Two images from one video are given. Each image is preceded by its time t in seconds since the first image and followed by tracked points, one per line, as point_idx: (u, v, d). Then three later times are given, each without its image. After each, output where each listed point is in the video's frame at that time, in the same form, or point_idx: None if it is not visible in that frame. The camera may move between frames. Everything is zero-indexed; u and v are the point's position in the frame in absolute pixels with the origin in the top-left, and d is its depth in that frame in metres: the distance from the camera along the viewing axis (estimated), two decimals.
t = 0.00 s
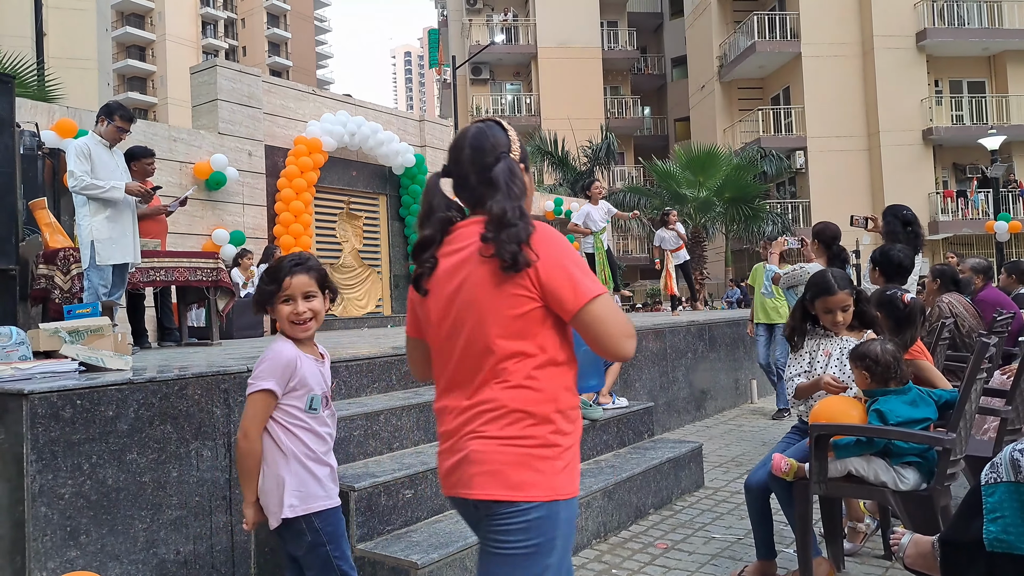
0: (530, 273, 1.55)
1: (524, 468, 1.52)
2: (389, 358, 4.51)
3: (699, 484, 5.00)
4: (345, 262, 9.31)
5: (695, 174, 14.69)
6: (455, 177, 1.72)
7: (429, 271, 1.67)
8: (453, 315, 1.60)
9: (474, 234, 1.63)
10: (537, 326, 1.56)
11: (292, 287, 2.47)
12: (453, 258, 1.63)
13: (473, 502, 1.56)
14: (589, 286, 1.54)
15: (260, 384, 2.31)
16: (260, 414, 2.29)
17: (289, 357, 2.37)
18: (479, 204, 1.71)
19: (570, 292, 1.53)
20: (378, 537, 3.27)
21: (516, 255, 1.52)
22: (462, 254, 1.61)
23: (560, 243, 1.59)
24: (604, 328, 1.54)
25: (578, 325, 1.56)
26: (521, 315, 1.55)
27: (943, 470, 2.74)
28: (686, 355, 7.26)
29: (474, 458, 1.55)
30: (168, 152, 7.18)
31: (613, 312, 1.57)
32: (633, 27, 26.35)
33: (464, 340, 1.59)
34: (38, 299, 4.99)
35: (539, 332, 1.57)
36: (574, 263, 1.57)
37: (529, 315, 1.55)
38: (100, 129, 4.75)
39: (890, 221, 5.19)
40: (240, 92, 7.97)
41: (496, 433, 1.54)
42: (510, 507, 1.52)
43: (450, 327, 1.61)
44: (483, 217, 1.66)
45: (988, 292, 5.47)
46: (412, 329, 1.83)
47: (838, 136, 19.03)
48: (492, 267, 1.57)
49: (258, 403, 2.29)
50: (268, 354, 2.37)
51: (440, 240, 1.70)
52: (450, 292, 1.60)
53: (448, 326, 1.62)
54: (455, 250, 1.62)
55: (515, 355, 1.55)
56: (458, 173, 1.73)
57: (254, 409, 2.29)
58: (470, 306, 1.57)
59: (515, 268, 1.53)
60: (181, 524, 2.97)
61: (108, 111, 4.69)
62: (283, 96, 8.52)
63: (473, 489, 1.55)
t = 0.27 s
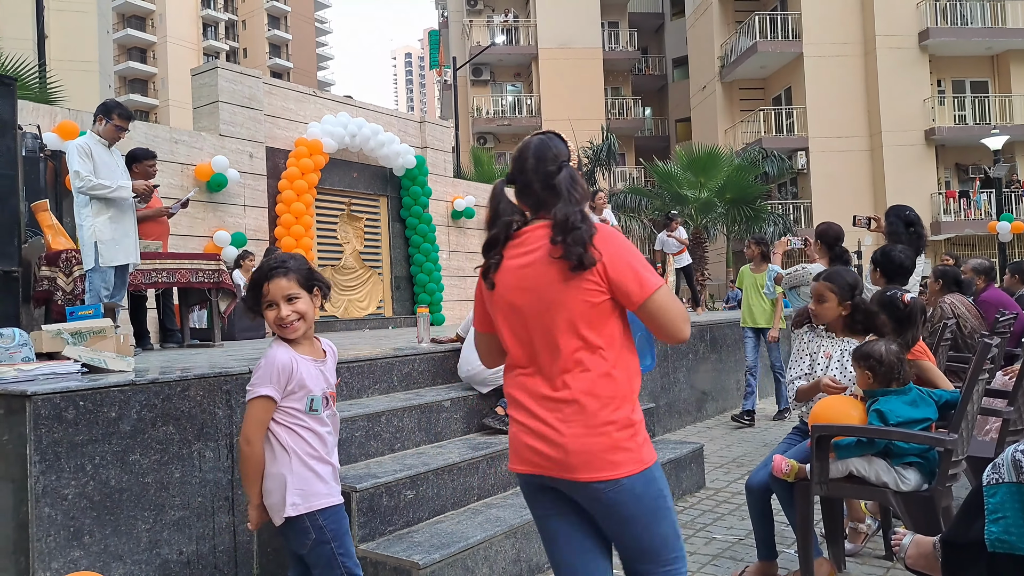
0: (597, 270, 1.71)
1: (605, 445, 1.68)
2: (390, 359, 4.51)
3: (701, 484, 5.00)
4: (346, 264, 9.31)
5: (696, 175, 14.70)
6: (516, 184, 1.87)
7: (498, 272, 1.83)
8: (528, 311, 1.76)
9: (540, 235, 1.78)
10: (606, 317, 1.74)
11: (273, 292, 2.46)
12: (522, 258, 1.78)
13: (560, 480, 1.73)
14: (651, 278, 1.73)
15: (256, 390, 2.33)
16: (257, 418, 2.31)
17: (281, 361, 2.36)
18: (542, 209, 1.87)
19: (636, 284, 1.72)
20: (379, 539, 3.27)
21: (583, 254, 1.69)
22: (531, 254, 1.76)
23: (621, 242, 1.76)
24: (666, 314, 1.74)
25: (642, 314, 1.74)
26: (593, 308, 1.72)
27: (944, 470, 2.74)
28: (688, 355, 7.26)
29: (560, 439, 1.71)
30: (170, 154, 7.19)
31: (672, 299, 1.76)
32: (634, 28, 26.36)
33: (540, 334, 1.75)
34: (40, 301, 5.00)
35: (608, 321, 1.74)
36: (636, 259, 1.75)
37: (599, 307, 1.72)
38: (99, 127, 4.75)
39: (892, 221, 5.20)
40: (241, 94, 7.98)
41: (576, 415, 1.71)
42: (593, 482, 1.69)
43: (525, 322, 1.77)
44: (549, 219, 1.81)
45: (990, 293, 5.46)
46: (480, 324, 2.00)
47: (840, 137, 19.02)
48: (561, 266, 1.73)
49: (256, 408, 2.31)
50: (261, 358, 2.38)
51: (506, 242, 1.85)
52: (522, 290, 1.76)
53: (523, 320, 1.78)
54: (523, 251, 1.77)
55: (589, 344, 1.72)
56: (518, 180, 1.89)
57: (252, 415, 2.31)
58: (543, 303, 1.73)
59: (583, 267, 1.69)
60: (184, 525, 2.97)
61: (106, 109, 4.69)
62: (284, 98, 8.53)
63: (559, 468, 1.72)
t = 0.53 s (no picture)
0: (647, 276, 1.89)
1: (657, 433, 1.86)
2: (388, 359, 4.50)
3: (700, 484, 4.98)
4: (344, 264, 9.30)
5: (695, 174, 14.59)
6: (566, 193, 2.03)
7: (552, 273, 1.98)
8: (586, 311, 1.91)
9: (593, 240, 1.95)
10: (653, 317, 1.92)
11: (286, 292, 2.44)
12: (578, 262, 1.94)
13: (613, 470, 1.88)
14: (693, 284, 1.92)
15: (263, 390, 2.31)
16: (262, 420, 2.29)
17: (288, 364, 2.35)
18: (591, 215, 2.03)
19: (680, 290, 1.90)
20: (378, 540, 3.26)
21: (638, 261, 1.86)
22: (586, 259, 1.92)
23: (667, 250, 1.94)
24: (705, 317, 1.93)
25: (683, 317, 1.93)
26: (645, 310, 1.89)
27: (943, 467, 2.73)
28: (687, 355, 7.25)
29: (615, 428, 1.86)
30: (166, 156, 7.17)
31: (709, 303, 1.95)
32: (631, 26, 26.34)
33: (596, 331, 1.91)
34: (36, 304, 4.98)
35: (655, 323, 1.93)
36: (678, 267, 1.93)
37: (649, 309, 1.90)
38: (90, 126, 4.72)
39: (890, 219, 5.19)
40: (237, 95, 7.96)
41: (631, 408, 1.87)
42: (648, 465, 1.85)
43: (581, 321, 1.93)
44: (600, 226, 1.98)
45: (988, 289, 5.45)
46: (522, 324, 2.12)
47: (838, 134, 19.02)
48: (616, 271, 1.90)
49: (262, 410, 2.29)
50: (268, 359, 2.36)
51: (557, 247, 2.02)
52: (580, 292, 1.92)
53: (580, 320, 1.93)
54: (579, 256, 1.93)
55: (641, 343, 1.90)
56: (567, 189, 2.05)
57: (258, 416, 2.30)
58: (602, 304, 1.89)
59: (638, 273, 1.86)
60: (182, 528, 2.96)
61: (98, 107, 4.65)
62: (280, 98, 8.51)
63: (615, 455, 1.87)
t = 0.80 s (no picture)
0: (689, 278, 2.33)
1: (686, 409, 2.30)
2: (389, 358, 4.50)
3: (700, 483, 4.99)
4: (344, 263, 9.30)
5: (695, 174, 14.57)
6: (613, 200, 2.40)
7: (602, 265, 2.34)
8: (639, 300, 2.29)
9: (644, 242, 2.35)
10: (687, 310, 2.36)
11: (300, 284, 2.43)
12: (629, 260, 2.32)
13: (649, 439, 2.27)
14: (721, 287, 2.39)
15: (276, 383, 2.28)
16: (274, 413, 2.26)
17: (301, 357, 2.34)
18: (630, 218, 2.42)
19: (711, 290, 2.36)
20: (378, 538, 3.26)
21: (686, 263, 2.30)
22: (641, 258, 2.32)
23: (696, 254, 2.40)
24: (725, 314, 2.41)
25: (704, 312, 2.40)
26: (684, 303, 2.33)
27: (944, 468, 2.74)
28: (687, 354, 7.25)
29: (655, 404, 2.27)
30: (167, 154, 7.17)
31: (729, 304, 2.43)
32: (632, 26, 26.31)
33: (647, 319, 2.30)
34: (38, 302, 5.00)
35: (686, 315, 2.37)
36: (710, 272, 2.39)
37: (687, 304, 2.34)
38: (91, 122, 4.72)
39: (892, 219, 5.19)
40: (238, 94, 7.96)
41: (670, 385, 2.30)
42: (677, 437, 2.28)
43: (632, 311, 2.31)
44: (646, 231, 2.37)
45: (989, 290, 5.45)
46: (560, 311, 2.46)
47: (838, 134, 19.01)
48: (665, 270, 2.31)
49: (275, 402, 2.26)
50: (279, 352, 2.33)
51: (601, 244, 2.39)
52: (636, 284, 2.29)
53: (631, 307, 2.30)
54: (633, 255, 2.32)
55: (679, 331, 2.33)
56: (612, 196, 2.42)
57: (270, 409, 2.26)
58: (653, 297, 2.29)
59: (686, 273, 2.30)
60: (182, 526, 2.96)
61: (99, 103, 4.66)
62: (281, 97, 8.51)
63: (653, 426, 2.26)
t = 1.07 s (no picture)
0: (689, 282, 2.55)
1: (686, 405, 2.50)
2: (390, 358, 4.51)
3: (700, 483, 4.99)
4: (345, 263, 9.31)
5: (696, 173, 14.64)
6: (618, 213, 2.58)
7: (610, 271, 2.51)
8: (649, 303, 2.48)
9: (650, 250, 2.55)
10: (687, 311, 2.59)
11: (300, 282, 2.44)
12: (638, 266, 2.51)
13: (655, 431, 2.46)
14: (716, 292, 2.63)
15: (278, 382, 2.29)
16: (277, 413, 2.27)
17: (302, 356, 2.35)
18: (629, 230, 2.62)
19: (710, 294, 2.60)
20: (379, 538, 3.26)
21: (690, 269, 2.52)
22: (650, 264, 2.51)
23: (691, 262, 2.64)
24: (719, 317, 2.66)
25: (699, 312, 2.65)
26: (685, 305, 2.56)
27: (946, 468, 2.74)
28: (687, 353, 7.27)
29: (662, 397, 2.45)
30: (168, 154, 7.18)
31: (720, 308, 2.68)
32: (633, 25, 26.30)
33: (656, 319, 2.49)
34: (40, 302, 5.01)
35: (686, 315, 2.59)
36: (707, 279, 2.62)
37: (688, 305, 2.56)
38: (100, 121, 4.73)
39: (893, 218, 5.18)
40: (239, 94, 7.97)
41: (676, 379, 2.50)
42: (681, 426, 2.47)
43: (640, 314, 2.49)
44: (650, 241, 2.57)
45: (991, 290, 5.45)
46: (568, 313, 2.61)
47: (839, 134, 19.00)
48: (670, 276, 2.52)
49: (278, 401, 2.27)
50: (280, 352, 2.34)
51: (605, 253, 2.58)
52: (647, 288, 2.48)
53: (642, 309, 2.48)
54: (642, 261, 2.51)
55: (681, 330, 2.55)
56: (615, 210, 2.61)
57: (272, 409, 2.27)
58: (661, 300, 2.49)
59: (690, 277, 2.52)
60: (183, 525, 2.97)
61: (107, 102, 4.67)
62: (282, 96, 8.52)
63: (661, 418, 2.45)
